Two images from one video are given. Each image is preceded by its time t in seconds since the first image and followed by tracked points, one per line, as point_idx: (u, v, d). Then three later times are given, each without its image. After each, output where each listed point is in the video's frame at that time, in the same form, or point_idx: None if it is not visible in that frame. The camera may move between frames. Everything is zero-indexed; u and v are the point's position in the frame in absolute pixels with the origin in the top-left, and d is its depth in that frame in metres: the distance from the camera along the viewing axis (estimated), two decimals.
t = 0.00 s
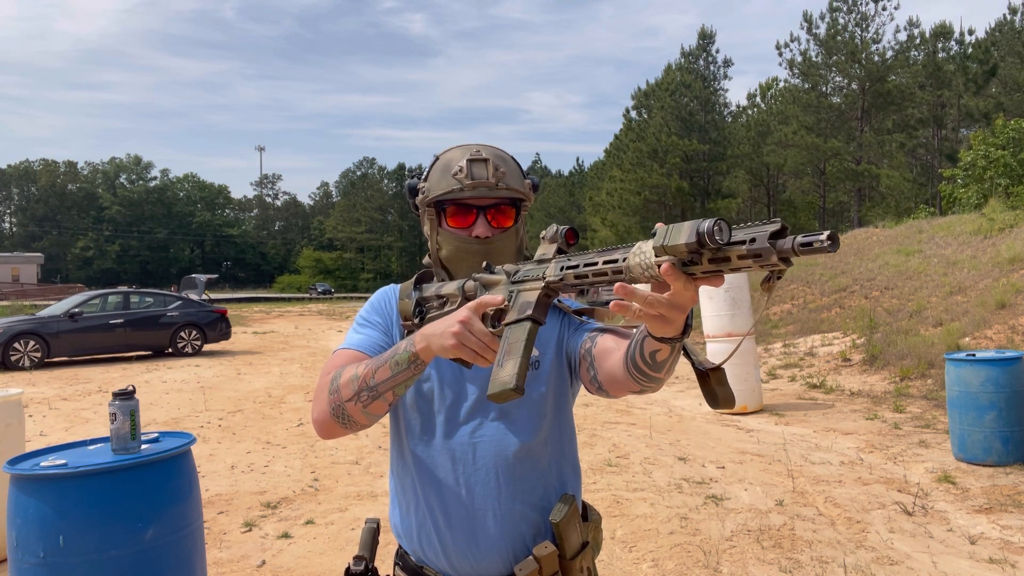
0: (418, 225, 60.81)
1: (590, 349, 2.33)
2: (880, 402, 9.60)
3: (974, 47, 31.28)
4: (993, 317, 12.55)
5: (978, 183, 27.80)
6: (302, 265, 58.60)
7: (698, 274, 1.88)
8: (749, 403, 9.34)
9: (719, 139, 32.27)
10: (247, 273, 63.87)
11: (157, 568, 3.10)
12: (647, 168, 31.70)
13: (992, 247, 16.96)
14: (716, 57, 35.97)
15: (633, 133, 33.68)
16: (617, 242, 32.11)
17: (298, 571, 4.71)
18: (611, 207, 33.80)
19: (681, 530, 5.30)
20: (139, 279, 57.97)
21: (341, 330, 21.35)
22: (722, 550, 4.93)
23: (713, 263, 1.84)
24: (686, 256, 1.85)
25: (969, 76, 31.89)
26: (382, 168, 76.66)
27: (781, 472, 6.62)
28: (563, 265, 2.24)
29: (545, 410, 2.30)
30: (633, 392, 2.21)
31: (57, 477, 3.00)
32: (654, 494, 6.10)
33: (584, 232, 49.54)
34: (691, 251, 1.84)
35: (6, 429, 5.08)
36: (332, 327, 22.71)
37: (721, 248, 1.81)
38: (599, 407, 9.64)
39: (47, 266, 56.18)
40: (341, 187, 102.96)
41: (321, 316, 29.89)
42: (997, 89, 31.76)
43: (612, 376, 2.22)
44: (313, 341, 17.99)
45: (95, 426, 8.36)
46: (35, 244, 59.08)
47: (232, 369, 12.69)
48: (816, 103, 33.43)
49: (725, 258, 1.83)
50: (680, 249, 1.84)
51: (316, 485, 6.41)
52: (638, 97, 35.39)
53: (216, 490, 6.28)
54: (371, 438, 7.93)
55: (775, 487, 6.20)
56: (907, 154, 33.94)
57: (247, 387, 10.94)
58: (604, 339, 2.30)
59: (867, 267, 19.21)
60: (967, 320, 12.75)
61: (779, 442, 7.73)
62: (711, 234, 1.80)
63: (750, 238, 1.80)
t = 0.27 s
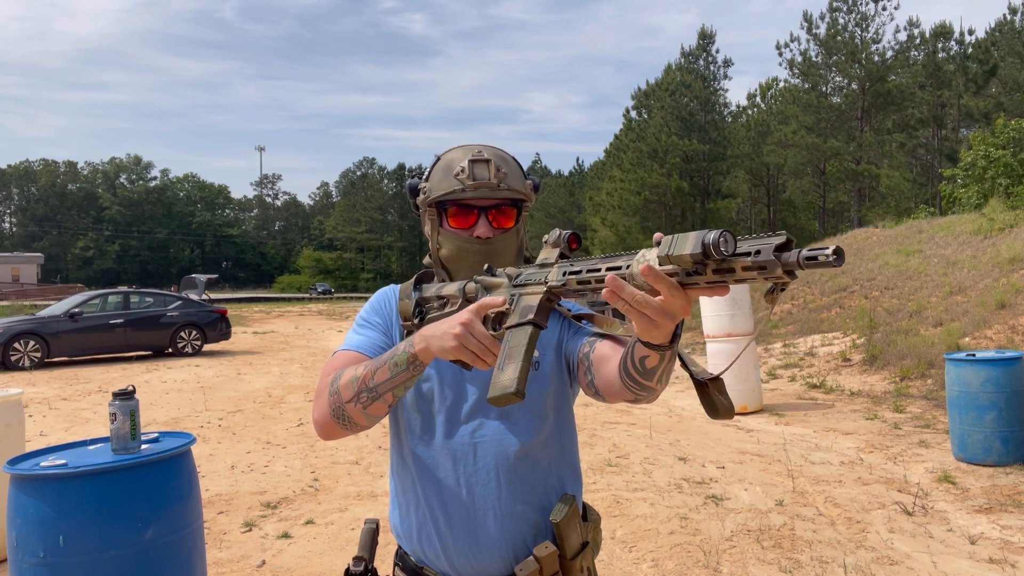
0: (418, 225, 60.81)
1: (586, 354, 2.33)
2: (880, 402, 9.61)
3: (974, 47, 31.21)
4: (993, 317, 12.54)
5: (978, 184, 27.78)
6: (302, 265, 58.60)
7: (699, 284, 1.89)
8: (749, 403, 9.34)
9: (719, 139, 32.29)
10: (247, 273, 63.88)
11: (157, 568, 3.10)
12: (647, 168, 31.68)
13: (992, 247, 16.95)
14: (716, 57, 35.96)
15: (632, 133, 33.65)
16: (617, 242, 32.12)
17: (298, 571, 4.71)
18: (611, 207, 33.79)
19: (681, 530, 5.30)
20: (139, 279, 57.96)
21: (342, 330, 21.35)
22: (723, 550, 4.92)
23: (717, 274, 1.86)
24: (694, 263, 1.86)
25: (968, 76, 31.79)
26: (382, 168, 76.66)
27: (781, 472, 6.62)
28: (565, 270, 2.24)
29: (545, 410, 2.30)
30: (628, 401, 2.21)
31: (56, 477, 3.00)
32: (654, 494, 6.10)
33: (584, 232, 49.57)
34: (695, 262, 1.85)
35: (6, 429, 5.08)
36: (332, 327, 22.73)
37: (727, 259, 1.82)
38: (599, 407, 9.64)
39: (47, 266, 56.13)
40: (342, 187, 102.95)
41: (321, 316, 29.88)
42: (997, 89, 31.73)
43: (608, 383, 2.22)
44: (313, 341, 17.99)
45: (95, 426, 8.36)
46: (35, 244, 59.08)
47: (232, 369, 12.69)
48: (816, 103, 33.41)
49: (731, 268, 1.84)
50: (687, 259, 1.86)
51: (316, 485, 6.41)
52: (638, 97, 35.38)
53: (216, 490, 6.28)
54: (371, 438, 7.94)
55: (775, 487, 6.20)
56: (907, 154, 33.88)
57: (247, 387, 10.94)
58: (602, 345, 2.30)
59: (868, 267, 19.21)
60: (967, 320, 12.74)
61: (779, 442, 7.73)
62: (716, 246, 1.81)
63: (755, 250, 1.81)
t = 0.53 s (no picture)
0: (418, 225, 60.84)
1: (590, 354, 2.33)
2: (880, 402, 9.61)
3: (974, 47, 31.12)
4: (993, 317, 12.54)
5: (978, 184, 27.79)
6: (302, 265, 58.62)
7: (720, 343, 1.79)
8: (749, 403, 9.35)
9: (719, 138, 32.27)
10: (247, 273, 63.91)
11: (157, 569, 3.10)
12: (647, 168, 31.68)
13: (992, 247, 16.95)
14: (716, 57, 35.98)
15: (632, 133, 33.65)
16: (617, 242, 32.15)
17: (298, 571, 4.70)
18: (611, 207, 33.80)
19: (681, 530, 5.30)
20: (139, 279, 57.97)
21: (342, 330, 21.36)
22: (722, 550, 4.93)
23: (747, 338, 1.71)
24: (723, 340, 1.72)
25: (968, 76, 31.57)
26: (382, 168, 76.69)
27: (781, 472, 6.62)
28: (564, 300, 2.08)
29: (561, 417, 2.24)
30: (617, 395, 2.27)
31: (56, 477, 3.00)
32: (654, 494, 6.10)
33: (584, 232, 49.62)
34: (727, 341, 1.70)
35: (6, 429, 5.08)
36: (332, 327, 22.74)
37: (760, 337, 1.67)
38: (599, 407, 9.64)
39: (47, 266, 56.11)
40: (341, 187, 102.97)
41: (321, 316, 29.87)
42: (997, 89, 31.67)
43: (599, 378, 2.26)
44: (313, 341, 17.99)
45: (95, 426, 8.36)
46: (35, 244, 59.06)
47: (232, 369, 12.70)
48: (816, 103, 33.42)
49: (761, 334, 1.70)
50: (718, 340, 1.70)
51: (316, 485, 6.41)
52: (638, 97, 35.39)
53: (216, 490, 6.28)
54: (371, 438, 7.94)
55: (775, 487, 6.20)
56: (907, 154, 33.83)
57: (247, 387, 10.94)
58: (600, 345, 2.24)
59: (868, 267, 19.22)
60: (967, 320, 12.74)
61: (779, 443, 7.73)
62: (751, 326, 1.65)
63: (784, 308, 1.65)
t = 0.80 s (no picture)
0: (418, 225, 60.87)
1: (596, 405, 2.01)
2: (880, 402, 9.60)
3: (974, 47, 31.02)
4: (992, 317, 12.54)
5: (978, 184, 27.81)
6: (302, 265, 58.66)
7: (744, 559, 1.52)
8: (749, 403, 9.34)
9: (718, 139, 32.18)
10: (247, 273, 63.95)
11: (156, 568, 3.11)
12: (647, 168, 31.69)
13: (991, 247, 16.95)
14: (715, 57, 35.98)
15: (633, 133, 33.65)
16: (617, 242, 32.21)
17: (298, 571, 4.70)
18: (611, 207, 33.83)
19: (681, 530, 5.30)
20: (139, 279, 57.99)
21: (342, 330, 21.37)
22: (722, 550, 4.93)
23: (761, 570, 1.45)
24: None
25: (968, 75, 31.43)
26: (382, 168, 76.73)
27: (781, 473, 6.62)
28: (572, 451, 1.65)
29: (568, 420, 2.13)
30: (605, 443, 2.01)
31: (57, 478, 3.00)
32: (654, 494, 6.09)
33: (584, 232, 49.67)
34: None
35: (6, 429, 5.07)
36: (332, 327, 22.75)
37: None
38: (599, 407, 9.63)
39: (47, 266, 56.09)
40: (341, 187, 103.04)
41: (321, 316, 29.88)
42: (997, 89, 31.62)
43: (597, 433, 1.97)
44: (313, 341, 18.00)
45: (95, 426, 8.36)
46: (35, 244, 59.09)
47: (232, 369, 12.69)
48: (816, 103, 33.43)
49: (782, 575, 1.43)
50: None
51: (316, 486, 6.41)
52: (638, 97, 35.38)
53: (216, 490, 6.28)
54: (371, 439, 7.93)
55: (775, 488, 6.20)
56: (907, 154, 33.79)
57: (247, 387, 10.94)
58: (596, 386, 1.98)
59: (868, 267, 19.22)
60: (967, 320, 12.75)
61: (779, 443, 7.72)
62: None
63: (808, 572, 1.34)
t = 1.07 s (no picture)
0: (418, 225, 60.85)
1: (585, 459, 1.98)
2: (879, 402, 9.61)
3: (974, 47, 30.99)
4: (992, 317, 12.54)
5: (978, 184, 27.84)
6: (302, 265, 58.69)
7: None
8: (749, 403, 9.35)
9: (719, 139, 32.15)
10: (247, 273, 64.00)
11: (156, 568, 3.10)
12: (647, 168, 31.69)
13: (991, 247, 16.96)
14: (716, 57, 36.01)
15: (633, 133, 33.67)
16: (617, 242, 32.28)
17: (298, 571, 4.70)
18: (611, 207, 33.86)
19: (681, 530, 5.30)
20: (139, 279, 58.02)
21: (342, 330, 21.37)
22: (722, 550, 4.92)
23: None
24: None
25: (969, 76, 31.36)
26: (382, 168, 76.77)
27: (781, 472, 6.62)
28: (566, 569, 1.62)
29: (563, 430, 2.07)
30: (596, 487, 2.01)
31: (58, 477, 3.00)
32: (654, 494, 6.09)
33: (584, 232, 49.73)
34: None
35: (6, 429, 5.08)
36: (332, 327, 22.75)
37: None
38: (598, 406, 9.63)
39: (47, 266, 56.10)
40: (341, 187, 103.07)
41: (321, 316, 29.88)
42: (996, 89, 31.60)
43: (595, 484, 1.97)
44: (313, 341, 18.00)
45: (95, 426, 8.37)
46: (35, 244, 59.09)
47: (232, 369, 12.70)
48: (816, 103, 33.45)
49: None
50: None
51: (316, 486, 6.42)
52: (638, 97, 35.40)
53: (216, 490, 6.28)
54: (371, 439, 7.93)
55: (775, 487, 6.20)
56: (907, 154, 33.80)
57: (247, 387, 10.94)
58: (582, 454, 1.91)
59: (867, 267, 19.23)
60: (967, 320, 12.75)
61: (779, 443, 7.73)
62: None
63: None
